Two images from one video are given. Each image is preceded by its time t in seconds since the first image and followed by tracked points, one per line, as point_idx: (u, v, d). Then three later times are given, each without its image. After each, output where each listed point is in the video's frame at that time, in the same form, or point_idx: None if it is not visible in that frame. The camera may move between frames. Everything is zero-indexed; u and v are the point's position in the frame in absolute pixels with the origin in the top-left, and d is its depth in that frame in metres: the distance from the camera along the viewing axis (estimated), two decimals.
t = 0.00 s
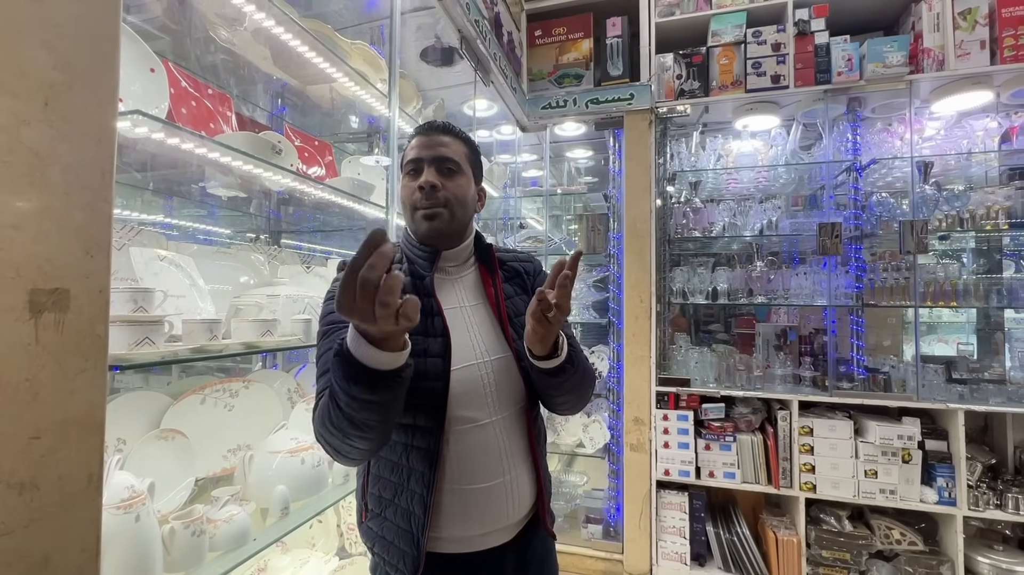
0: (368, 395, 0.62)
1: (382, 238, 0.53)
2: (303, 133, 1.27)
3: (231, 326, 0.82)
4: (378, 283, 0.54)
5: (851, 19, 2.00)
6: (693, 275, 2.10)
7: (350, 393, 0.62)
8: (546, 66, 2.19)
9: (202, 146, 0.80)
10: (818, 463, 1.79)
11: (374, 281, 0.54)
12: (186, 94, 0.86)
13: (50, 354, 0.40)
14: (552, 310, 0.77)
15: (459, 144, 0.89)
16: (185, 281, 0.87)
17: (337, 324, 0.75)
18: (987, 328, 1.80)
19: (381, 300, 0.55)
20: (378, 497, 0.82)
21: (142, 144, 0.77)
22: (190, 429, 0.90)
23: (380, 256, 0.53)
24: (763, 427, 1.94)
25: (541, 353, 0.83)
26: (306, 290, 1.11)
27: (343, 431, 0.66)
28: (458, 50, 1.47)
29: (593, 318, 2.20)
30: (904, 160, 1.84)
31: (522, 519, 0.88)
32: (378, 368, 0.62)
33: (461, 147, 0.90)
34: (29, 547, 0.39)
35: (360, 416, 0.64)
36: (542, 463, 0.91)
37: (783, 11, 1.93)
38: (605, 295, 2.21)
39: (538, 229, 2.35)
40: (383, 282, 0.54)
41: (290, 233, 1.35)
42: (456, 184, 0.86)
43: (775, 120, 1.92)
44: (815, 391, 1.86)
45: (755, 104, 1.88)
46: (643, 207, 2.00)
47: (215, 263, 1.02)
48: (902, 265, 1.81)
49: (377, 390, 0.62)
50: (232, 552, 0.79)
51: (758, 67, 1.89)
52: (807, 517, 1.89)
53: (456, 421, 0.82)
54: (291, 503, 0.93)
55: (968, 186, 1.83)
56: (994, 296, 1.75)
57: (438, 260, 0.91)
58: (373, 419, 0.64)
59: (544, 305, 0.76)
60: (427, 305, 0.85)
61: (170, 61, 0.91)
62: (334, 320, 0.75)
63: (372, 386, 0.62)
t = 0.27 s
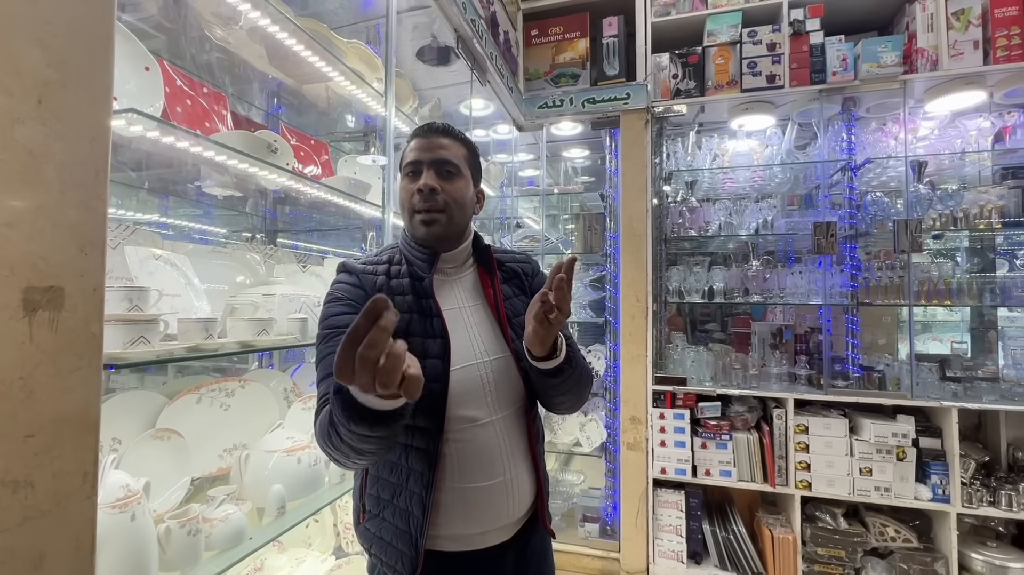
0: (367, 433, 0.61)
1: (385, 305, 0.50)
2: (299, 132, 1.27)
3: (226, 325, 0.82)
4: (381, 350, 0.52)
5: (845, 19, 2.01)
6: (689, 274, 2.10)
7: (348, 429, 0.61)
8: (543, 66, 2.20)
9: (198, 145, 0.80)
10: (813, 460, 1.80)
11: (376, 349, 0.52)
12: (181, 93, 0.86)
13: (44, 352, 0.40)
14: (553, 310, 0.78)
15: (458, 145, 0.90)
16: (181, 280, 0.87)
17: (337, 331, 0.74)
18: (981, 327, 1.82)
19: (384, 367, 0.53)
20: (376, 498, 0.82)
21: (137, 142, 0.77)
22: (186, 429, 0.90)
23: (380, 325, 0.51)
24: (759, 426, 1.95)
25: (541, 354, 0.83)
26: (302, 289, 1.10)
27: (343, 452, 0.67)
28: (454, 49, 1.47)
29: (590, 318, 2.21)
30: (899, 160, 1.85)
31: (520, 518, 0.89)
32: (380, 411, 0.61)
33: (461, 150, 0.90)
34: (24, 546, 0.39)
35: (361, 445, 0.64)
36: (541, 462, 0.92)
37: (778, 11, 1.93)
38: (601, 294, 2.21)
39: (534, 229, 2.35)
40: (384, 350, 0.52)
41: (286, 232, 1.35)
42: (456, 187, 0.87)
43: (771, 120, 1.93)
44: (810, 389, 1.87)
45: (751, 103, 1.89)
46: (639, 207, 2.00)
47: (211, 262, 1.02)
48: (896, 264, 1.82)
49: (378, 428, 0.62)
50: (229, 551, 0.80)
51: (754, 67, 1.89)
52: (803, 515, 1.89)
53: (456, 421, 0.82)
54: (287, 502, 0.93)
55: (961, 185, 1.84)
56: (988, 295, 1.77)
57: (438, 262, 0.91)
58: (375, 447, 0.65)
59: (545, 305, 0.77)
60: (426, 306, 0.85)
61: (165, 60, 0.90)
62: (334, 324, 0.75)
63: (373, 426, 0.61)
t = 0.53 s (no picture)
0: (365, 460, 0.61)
1: (385, 366, 0.52)
2: (292, 131, 1.26)
3: (219, 325, 0.82)
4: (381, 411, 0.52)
5: (836, 21, 2.03)
6: (682, 274, 2.12)
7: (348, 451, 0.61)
8: (536, 65, 2.20)
9: (190, 144, 0.80)
10: (805, 458, 1.82)
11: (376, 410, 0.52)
12: (173, 92, 0.85)
13: (35, 353, 0.40)
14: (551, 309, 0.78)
15: (456, 147, 0.90)
16: (173, 280, 0.87)
17: (336, 332, 0.75)
18: (969, 325, 1.84)
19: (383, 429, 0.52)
20: (372, 497, 0.83)
21: (129, 141, 0.76)
22: (178, 429, 0.90)
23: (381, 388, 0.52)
24: (752, 423, 1.97)
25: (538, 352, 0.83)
26: (296, 289, 1.10)
27: (338, 462, 0.67)
28: (448, 48, 1.47)
29: (584, 317, 2.22)
30: (888, 160, 1.87)
31: (516, 517, 0.89)
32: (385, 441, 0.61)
33: (458, 151, 0.90)
34: (16, 546, 0.39)
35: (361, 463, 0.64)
36: (538, 460, 0.92)
37: (770, 12, 1.95)
38: (595, 293, 2.22)
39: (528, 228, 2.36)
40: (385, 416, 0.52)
41: (279, 232, 1.34)
42: (453, 189, 0.87)
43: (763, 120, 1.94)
44: (802, 387, 1.89)
45: (743, 104, 1.91)
46: (633, 206, 2.01)
47: (204, 262, 1.02)
48: (886, 263, 1.84)
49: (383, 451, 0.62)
50: (223, 551, 0.80)
51: (746, 68, 1.91)
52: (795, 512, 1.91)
53: (453, 420, 0.83)
54: (281, 502, 0.93)
55: (950, 185, 1.86)
56: (976, 293, 1.79)
57: (434, 262, 0.91)
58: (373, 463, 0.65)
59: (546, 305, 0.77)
60: (421, 306, 0.85)
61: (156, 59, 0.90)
62: (332, 325, 0.75)
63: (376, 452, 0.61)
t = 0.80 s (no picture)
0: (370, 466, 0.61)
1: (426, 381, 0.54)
2: (283, 130, 1.26)
3: (210, 325, 0.82)
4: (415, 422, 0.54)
5: (824, 23, 2.06)
6: (673, 273, 2.13)
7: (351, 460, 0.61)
8: (528, 65, 2.21)
9: (179, 142, 0.79)
10: (793, 454, 1.84)
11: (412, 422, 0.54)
12: (161, 90, 0.84)
13: (24, 353, 0.40)
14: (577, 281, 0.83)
15: (460, 153, 0.91)
16: (162, 280, 0.86)
17: (323, 334, 0.75)
18: (953, 323, 1.88)
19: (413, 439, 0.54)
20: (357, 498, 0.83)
21: (117, 139, 0.76)
22: (168, 430, 0.89)
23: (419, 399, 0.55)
24: (741, 421, 1.99)
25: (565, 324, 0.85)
26: (286, 289, 1.10)
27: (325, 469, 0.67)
28: (440, 47, 1.47)
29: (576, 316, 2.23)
30: (874, 160, 1.90)
31: (503, 518, 0.89)
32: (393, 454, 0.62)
33: (463, 156, 0.92)
34: (5, 549, 0.38)
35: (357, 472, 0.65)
36: (526, 463, 0.92)
37: (759, 14, 1.97)
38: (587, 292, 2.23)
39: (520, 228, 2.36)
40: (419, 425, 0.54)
41: (270, 231, 1.33)
42: (462, 192, 0.89)
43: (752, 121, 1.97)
44: (791, 384, 1.91)
45: (733, 104, 1.92)
46: (624, 206, 2.02)
47: (193, 262, 1.01)
48: (873, 262, 1.87)
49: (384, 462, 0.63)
50: (215, 553, 0.79)
51: (735, 69, 1.93)
52: (784, 508, 1.94)
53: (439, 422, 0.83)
54: (273, 503, 0.92)
55: (934, 186, 1.89)
56: (959, 292, 1.83)
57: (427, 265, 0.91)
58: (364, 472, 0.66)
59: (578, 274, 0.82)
60: (411, 309, 0.85)
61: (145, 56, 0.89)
62: (320, 327, 0.76)
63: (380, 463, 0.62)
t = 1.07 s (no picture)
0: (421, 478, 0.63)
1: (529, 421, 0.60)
2: (270, 128, 1.24)
3: (196, 325, 0.80)
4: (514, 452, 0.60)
5: (808, 26, 2.09)
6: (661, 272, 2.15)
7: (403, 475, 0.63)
8: (517, 64, 2.20)
9: (165, 139, 0.78)
10: (778, 450, 1.88)
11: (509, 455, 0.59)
12: (145, 86, 0.83)
13: (8, 356, 0.39)
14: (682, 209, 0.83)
15: (453, 152, 0.91)
16: (147, 279, 0.84)
17: (318, 344, 0.75)
18: (930, 321, 1.93)
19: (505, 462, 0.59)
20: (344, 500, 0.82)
21: (100, 136, 0.74)
22: (152, 433, 0.87)
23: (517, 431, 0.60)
24: (728, 418, 2.02)
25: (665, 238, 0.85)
26: (274, 288, 1.08)
27: (337, 479, 0.68)
28: (428, 45, 1.47)
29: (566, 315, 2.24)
30: (856, 162, 1.93)
31: (490, 522, 0.89)
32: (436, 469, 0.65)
33: (455, 156, 0.91)
34: None
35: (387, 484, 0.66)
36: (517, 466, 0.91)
37: (744, 16, 2.00)
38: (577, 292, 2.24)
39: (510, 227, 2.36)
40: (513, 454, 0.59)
41: (255, 230, 1.31)
42: (456, 193, 0.88)
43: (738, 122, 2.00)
44: (776, 381, 1.95)
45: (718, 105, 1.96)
46: (613, 205, 2.04)
47: (177, 261, 0.99)
48: (855, 262, 1.90)
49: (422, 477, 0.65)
50: (202, 556, 0.78)
51: (721, 70, 1.95)
52: (769, 503, 1.97)
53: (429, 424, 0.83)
54: (262, 505, 0.91)
55: (913, 187, 1.94)
56: (937, 291, 1.88)
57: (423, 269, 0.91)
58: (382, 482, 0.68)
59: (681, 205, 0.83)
60: (405, 314, 0.84)
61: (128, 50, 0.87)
62: (315, 335, 0.75)
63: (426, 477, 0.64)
